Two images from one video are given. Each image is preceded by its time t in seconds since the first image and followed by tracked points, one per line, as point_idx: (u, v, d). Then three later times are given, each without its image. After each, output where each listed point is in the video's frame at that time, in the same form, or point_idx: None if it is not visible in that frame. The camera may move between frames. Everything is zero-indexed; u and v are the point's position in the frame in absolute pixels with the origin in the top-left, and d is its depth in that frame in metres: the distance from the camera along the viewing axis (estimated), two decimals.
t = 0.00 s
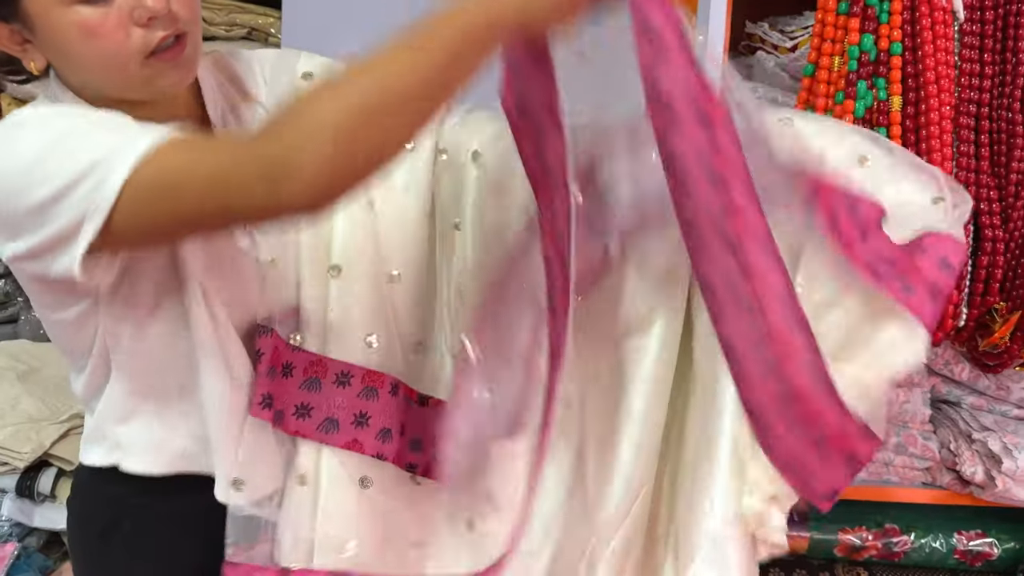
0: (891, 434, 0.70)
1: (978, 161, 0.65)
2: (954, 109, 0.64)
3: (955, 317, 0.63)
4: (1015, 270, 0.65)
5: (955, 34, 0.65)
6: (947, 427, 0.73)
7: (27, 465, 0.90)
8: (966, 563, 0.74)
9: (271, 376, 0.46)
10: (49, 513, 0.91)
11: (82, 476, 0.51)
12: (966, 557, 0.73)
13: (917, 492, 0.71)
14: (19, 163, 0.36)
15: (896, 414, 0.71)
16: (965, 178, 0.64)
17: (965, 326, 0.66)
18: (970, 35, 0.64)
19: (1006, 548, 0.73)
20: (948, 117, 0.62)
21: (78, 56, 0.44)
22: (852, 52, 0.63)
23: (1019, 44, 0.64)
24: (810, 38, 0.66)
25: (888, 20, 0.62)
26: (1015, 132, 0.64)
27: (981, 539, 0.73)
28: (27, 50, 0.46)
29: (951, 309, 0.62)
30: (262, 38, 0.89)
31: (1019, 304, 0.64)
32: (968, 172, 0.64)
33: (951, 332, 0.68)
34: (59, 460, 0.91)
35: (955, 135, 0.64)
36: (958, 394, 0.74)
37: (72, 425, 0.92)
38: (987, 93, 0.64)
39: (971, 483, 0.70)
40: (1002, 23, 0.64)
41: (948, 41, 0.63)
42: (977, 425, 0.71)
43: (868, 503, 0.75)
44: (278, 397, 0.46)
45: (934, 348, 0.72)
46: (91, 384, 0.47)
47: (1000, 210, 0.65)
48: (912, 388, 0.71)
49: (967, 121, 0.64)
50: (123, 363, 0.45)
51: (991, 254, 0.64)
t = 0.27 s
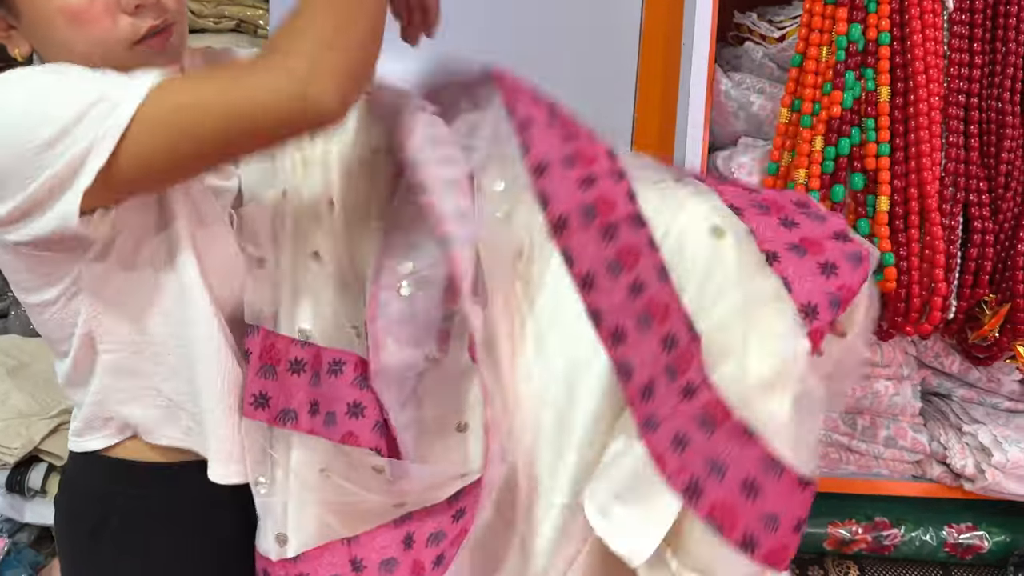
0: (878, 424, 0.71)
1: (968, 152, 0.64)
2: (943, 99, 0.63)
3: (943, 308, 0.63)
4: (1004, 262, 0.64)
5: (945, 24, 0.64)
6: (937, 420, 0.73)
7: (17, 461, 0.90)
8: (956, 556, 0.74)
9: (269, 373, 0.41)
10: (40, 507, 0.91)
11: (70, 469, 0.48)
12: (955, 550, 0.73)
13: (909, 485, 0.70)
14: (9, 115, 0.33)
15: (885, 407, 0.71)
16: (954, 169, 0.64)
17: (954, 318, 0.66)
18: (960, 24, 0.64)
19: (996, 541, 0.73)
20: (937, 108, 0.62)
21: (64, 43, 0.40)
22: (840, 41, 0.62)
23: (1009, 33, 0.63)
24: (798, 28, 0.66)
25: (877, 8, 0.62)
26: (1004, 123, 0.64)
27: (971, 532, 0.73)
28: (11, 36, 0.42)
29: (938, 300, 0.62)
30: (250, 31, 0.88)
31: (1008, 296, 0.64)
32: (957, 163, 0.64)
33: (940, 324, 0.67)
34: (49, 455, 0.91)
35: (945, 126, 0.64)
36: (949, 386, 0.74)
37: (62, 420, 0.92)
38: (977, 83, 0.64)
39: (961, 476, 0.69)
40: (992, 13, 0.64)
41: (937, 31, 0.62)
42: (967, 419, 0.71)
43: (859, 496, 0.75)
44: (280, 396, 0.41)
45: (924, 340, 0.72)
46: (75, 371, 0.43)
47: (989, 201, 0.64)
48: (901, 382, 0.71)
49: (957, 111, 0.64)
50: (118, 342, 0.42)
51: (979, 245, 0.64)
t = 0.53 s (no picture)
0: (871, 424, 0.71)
1: (960, 151, 0.64)
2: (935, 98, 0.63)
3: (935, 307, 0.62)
4: (996, 262, 0.64)
5: (936, 22, 0.64)
6: (930, 419, 0.72)
7: (11, 460, 0.90)
8: (949, 556, 0.74)
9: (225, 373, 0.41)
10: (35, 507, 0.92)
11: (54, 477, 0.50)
12: (949, 550, 0.73)
13: (902, 484, 0.71)
14: None
15: (877, 407, 0.71)
16: (946, 168, 0.63)
17: (946, 317, 0.66)
18: (952, 23, 0.63)
19: (990, 541, 0.73)
20: (928, 106, 0.62)
21: (49, 49, 0.37)
22: (829, 40, 0.62)
23: (1000, 32, 0.63)
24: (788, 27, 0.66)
25: (867, 7, 0.62)
26: (996, 122, 0.63)
27: (965, 532, 0.73)
28: None
29: (931, 299, 0.61)
30: (242, 29, 0.88)
31: (1000, 296, 0.64)
32: (949, 162, 0.63)
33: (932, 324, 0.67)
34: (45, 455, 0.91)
35: (936, 125, 0.63)
36: (943, 385, 0.73)
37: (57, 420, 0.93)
38: (969, 82, 0.64)
39: (954, 476, 0.69)
40: (984, 11, 0.64)
41: (929, 28, 0.62)
42: (960, 418, 0.71)
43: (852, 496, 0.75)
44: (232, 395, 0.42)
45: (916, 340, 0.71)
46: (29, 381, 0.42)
47: (981, 200, 0.64)
48: (893, 381, 0.71)
49: (948, 110, 0.64)
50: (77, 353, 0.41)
51: (971, 244, 0.64)
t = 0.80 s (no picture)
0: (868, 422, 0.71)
1: (958, 143, 0.63)
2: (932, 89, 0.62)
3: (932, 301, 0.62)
4: (994, 256, 0.63)
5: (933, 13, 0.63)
6: (928, 415, 0.72)
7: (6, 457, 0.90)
8: (947, 553, 0.73)
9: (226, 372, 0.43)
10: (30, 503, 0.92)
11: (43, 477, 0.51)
12: (947, 547, 0.72)
13: (900, 481, 0.70)
14: None
15: (873, 403, 0.71)
16: (944, 160, 0.62)
17: (944, 312, 0.65)
18: (949, 13, 0.63)
19: (989, 538, 0.72)
20: (925, 98, 0.61)
21: (24, 52, 0.36)
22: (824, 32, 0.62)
23: (998, 22, 0.63)
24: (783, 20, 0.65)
25: None
26: (994, 113, 0.63)
27: (963, 529, 0.72)
28: None
29: (928, 294, 0.61)
30: (237, 23, 0.88)
31: (998, 290, 0.63)
32: (947, 154, 0.63)
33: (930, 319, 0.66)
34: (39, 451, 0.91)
35: (934, 116, 0.63)
36: (940, 381, 0.73)
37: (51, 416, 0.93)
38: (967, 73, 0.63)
39: (952, 473, 0.68)
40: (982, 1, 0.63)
41: (926, 19, 0.61)
42: (958, 415, 0.70)
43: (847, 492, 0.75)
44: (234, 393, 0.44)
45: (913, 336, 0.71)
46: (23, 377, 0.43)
47: (979, 193, 0.63)
48: (889, 378, 0.71)
49: (946, 102, 0.63)
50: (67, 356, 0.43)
51: (970, 238, 0.63)
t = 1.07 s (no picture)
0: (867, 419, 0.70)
1: (957, 138, 0.62)
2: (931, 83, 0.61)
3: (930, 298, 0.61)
4: (994, 252, 0.63)
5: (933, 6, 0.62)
6: (928, 413, 0.71)
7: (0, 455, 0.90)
8: (947, 552, 0.73)
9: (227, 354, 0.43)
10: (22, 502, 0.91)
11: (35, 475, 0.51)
12: (947, 546, 0.72)
13: (899, 479, 0.69)
14: None
15: (872, 400, 0.70)
16: (942, 154, 0.62)
17: (943, 309, 0.64)
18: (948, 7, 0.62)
19: (989, 538, 0.72)
20: (924, 92, 0.60)
21: (15, 43, 0.36)
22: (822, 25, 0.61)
23: (998, 16, 0.62)
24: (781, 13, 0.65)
25: None
26: (994, 108, 0.62)
27: (962, 528, 0.72)
28: None
29: (926, 291, 0.60)
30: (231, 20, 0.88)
31: (998, 286, 0.62)
32: (945, 148, 0.62)
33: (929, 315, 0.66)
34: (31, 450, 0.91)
35: (932, 111, 0.62)
36: (940, 378, 0.72)
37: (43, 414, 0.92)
38: (966, 67, 0.62)
39: (952, 471, 0.68)
40: None
41: (925, 12, 0.60)
42: (957, 412, 0.70)
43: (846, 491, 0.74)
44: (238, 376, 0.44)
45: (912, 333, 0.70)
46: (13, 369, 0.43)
47: (978, 189, 0.63)
48: (888, 374, 0.70)
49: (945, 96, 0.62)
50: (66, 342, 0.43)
51: (969, 234, 0.62)
